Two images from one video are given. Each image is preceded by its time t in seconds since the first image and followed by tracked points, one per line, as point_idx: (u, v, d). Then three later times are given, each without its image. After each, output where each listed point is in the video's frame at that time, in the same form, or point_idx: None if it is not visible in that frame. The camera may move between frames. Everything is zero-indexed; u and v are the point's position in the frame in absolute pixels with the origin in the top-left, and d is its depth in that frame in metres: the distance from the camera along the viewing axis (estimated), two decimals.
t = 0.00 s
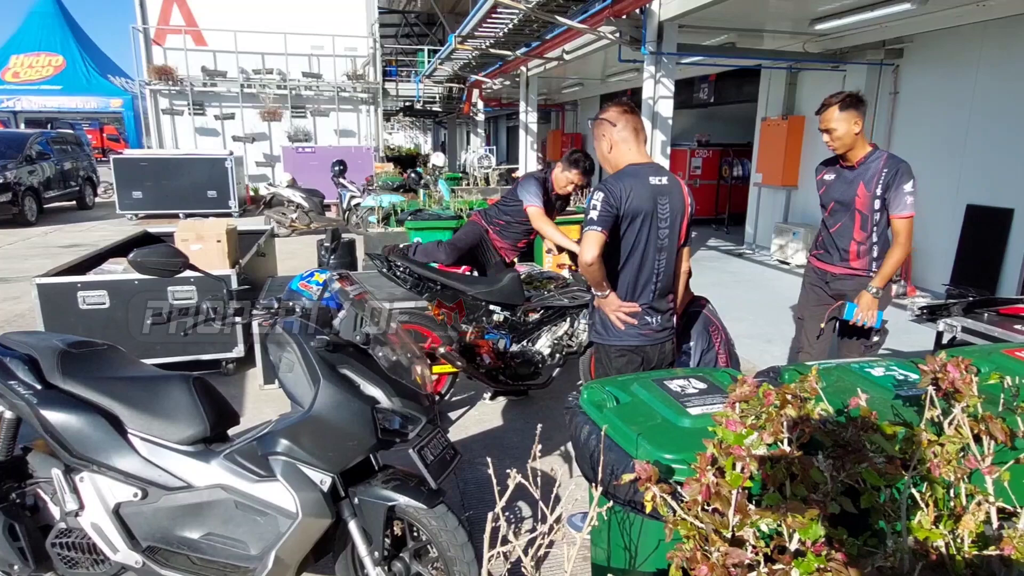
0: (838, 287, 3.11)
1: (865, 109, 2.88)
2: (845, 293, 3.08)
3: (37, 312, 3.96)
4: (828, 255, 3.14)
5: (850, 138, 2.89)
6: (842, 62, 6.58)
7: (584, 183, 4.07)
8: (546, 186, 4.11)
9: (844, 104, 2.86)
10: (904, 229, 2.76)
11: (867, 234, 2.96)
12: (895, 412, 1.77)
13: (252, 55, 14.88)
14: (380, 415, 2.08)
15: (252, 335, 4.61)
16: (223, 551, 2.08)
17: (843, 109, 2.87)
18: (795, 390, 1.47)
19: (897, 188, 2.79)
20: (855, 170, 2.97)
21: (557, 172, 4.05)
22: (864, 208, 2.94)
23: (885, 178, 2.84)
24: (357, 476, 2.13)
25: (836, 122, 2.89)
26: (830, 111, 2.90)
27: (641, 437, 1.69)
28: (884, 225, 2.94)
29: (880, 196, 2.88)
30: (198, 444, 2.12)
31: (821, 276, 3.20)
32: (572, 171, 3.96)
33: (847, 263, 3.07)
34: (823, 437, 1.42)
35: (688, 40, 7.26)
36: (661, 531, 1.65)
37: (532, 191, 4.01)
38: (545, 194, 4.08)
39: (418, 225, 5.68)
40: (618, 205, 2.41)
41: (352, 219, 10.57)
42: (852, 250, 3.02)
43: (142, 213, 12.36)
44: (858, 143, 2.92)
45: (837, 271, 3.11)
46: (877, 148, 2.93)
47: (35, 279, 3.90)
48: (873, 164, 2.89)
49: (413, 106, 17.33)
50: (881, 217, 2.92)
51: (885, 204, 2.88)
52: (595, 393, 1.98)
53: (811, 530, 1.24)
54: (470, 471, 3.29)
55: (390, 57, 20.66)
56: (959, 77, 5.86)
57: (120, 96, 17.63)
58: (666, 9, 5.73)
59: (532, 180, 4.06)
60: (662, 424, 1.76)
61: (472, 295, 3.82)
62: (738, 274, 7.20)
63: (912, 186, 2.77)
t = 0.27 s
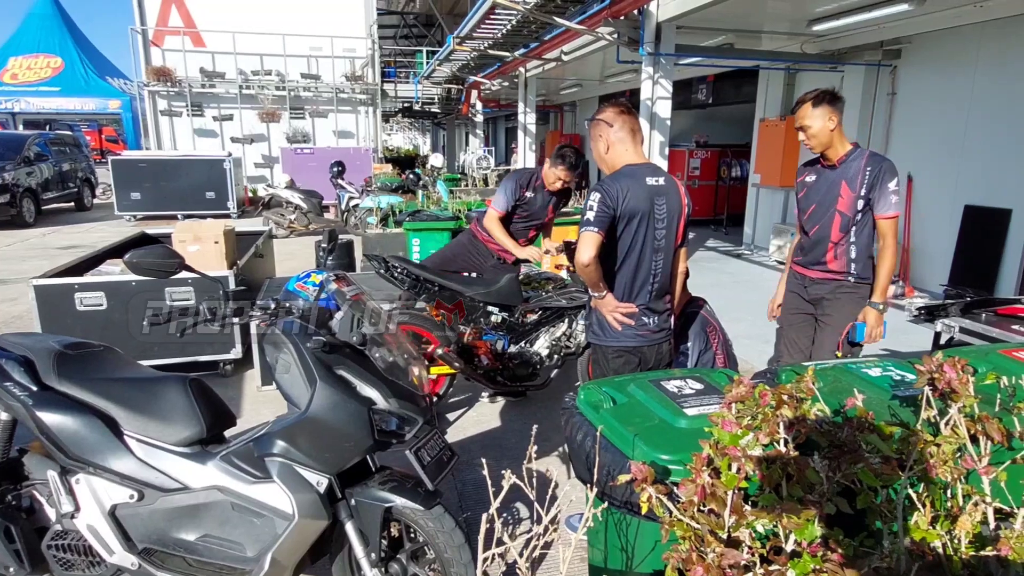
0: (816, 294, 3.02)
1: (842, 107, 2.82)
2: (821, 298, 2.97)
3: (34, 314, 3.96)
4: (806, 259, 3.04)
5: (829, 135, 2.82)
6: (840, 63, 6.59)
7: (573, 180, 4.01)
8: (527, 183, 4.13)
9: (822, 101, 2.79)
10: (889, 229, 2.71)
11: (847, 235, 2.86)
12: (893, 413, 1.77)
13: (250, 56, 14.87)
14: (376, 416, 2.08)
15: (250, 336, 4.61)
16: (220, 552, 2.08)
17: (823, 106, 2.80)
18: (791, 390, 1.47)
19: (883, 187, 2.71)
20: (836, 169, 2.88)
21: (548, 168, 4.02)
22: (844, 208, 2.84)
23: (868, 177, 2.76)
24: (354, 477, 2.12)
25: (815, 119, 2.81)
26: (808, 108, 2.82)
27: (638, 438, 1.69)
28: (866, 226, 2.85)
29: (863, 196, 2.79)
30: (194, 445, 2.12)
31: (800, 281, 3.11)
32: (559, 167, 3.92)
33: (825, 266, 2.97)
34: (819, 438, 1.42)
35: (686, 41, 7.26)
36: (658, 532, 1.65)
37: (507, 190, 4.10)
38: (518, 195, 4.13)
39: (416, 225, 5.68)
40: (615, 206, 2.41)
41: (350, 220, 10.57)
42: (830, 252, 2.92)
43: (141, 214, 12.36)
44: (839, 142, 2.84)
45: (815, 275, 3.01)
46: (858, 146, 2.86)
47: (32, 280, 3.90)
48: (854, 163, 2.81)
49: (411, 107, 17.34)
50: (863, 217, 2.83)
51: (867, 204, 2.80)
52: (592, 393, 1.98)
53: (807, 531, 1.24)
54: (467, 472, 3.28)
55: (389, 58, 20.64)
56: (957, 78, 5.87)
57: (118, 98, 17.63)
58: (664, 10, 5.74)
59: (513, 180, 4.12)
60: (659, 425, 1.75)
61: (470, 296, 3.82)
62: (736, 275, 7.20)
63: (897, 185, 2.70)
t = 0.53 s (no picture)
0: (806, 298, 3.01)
1: (830, 104, 2.76)
2: (803, 306, 2.94)
3: (33, 316, 3.96)
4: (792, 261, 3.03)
5: (815, 133, 2.77)
6: (839, 65, 6.60)
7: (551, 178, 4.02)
8: (505, 181, 4.14)
9: (805, 100, 2.75)
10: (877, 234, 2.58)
11: (829, 237, 2.83)
12: (891, 414, 1.77)
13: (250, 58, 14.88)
14: (375, 418, 2.08)
15: (249, 337, 4.61)
16: (218, 555, 2.08)
17: (810, 102, 2.75)
18: (789, 392, 1.47)
19: (866, 189, 2.62)
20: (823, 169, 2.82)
21: (528, 167, 4.05)
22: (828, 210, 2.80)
23: (850, 177, 2.70)
24: (352, 479, 2.12)
25: (800, 117, 2.76)
26: (795, 106, 2.78)
27: (636, 440, 1.69)
28: (851, 228, 2.78)
29: (846, 197, 2.73)
30: (193, 447, 2.12)
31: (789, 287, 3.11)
32: (539, 167, 3.96)
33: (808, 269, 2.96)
34: (817, 440, 1.42)
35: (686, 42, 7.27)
36: (656, 533, 1.65)
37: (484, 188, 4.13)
38: (496, 193, 4.13)
39: (416, 227, 5.69)
40: (613, 207, 2.41)
41: (350, 221, 10.57)
42: (813, 255, 2.91)
43: (140, 216, 12.36)
44: (825, 140, 2.79)
45: (799, 279, 3.00)
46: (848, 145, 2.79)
47: (32, 282, 3.90)
48: (840, 162, 2.74)
49: (411, 108, 17.34)
50: (847, 219, 2.77)
51: (848, 205, 2.74)
52: (590, 395, 1.98)
53: (805, 533, 1.23)
54: (467, 474, 3.28)
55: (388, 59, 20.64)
56: (955, 79, 5.88)
57: (118, 99, 17.63)
58: (663, 12, 5.75)
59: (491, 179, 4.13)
60: (657, 427, 1.76)
61: (470, 297, 3.81)
62: (735, 276, 7.20)
63: (881, 185, 2.60)
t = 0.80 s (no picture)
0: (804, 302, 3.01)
1: (827, 105, 2.73)
2: (801, 311, 2.94)
3: (34, 317, 3.96)
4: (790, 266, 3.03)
5: (807, 136, 2.76)
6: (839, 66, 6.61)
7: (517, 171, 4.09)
8: (473, 179, 4.16)
9: (798, 101, 2.74)
10: (861, 240, 2.53)
11: (819, 244, 2.81)
12: (892, 415, 1.77)
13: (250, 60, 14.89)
14: (376, 419, 2.08)
15: (250, 339, 4.61)
16: (219, 556, 2.07)
17: (803, 103, 2.73)
18: (790, 393, 1.47)
19: (848, 195, 2.58)
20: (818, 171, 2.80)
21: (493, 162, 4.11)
22: (819, 214, 2.78)
23: (837, 181, 2.66)
24: (353, 481, 2.12)
25: (793, 119, 2.76)
26: (788, 107, 2.77)
27: (638, 441, 1.69)
28: (841, 234, 2.73)
29: (834, 202, 2.69)
30: (193, 448, 2.11)
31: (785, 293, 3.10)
32: (503, 160, 4.01)
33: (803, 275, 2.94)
34: (819, 441, 1.42)
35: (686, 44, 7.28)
36: (658, 535, 1.65)
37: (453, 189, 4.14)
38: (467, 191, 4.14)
39: (416, 228, 5.70)
40: (612, 209, 2.41)
41: (350, 223, 10.58)
42: (806, 262, 2.90)
43: (140, 217, 12.36)
44: (819, 142, 2.77)
45: (796, 286, 2.99)
46: (843, 148, 2.74)
47: (32, 283, 3.90)
48: (831, 165, 2.71)
49: (411, 110, 17.34)
50: (835, 225, 2.73)
51: (835, 211, 2.70)
52: (592, 396, 1.98)
53: (806, 534, 1.23)
54: (467, 475, 3.28)
55: (388, 61, 20.66)
56: (955, 81, 5.89)
57: (118, 101, 17.65)
58: (663, 13, 5.76)
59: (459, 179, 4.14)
60: (658, 428, 1.76)
61: (470, 299, 3.80)
62: (735, 277, 7.20)
63: (865, 190, 2.54)
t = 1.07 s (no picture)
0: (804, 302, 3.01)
1: (820, 104, 2.72)
2: (792, 313, 2.93)
3: (35, 316, 3.96)
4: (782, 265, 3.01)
5: (798, 135, 2.75)
6: (840, 68, 6.61)
7: (489, 160, 4.16)
8: (449, 174, 4.28)
9: (791, 99, 2.72)
10: (847, 239, 2.49)
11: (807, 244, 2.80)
12: (895, 416, 1.77)
13: (252, 60, 14.90)
14: (378, 419, 2.08)
15: (251, 339, 4.61)
16: (220, 556, 2.07)
17: (796, 102, 2.72)
18: (793, 393, 1.47)
19: (834, 194, 2.56)
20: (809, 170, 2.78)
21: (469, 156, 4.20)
22: (807, 214, 2.77)
23: (823, 181, 2.64)
24: (354, 481, 2.12)
25: (785, 117, 2.75)
26: (780, 106, 2.77)
27: (641, 442, 1.69)
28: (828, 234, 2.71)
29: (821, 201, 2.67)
30: (195, 448, 2.11)
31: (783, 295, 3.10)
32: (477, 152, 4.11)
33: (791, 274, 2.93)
34: (823, 441, 1.42)
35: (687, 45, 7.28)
36: (660, 536, 1.64)
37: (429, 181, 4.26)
38: (442, 184, 4.27)
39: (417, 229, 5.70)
40: (613, 209, 2.41)
41: (351, 223, 10.58)
42: (794, 261, 2.89)
43: (141, 217, 12.36)
44: (811, 142, 2.75)
45: (784, 285, 2.98)
46: (836, 146, 2.70)
47: (33, 283, 3.90)
48: (822, 164, 2.69)
49: (412, 110, 17.35)
50: (822, 225, 2.71)
51: (823, 210, 2.69)
52: (594, 397, 1.98)
53: (810, 535, 1.23)
54: (468, 475, 3.28)
55: (390, 62, 20.63)
56: (956, 83, 5.89)
57: (120, 101, 17.67)
58: (665, 14, 5.77)
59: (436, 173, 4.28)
60: (661, 428, 1.75)
61: (471, 299, 3.80)
62: (737, 278, 7.20)
63: (851, 189, 2.51)
